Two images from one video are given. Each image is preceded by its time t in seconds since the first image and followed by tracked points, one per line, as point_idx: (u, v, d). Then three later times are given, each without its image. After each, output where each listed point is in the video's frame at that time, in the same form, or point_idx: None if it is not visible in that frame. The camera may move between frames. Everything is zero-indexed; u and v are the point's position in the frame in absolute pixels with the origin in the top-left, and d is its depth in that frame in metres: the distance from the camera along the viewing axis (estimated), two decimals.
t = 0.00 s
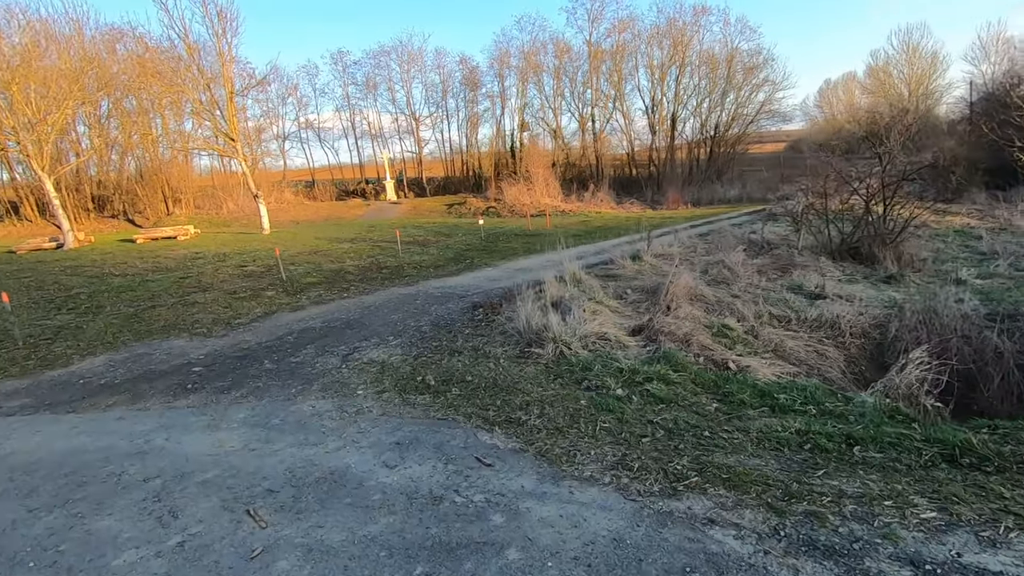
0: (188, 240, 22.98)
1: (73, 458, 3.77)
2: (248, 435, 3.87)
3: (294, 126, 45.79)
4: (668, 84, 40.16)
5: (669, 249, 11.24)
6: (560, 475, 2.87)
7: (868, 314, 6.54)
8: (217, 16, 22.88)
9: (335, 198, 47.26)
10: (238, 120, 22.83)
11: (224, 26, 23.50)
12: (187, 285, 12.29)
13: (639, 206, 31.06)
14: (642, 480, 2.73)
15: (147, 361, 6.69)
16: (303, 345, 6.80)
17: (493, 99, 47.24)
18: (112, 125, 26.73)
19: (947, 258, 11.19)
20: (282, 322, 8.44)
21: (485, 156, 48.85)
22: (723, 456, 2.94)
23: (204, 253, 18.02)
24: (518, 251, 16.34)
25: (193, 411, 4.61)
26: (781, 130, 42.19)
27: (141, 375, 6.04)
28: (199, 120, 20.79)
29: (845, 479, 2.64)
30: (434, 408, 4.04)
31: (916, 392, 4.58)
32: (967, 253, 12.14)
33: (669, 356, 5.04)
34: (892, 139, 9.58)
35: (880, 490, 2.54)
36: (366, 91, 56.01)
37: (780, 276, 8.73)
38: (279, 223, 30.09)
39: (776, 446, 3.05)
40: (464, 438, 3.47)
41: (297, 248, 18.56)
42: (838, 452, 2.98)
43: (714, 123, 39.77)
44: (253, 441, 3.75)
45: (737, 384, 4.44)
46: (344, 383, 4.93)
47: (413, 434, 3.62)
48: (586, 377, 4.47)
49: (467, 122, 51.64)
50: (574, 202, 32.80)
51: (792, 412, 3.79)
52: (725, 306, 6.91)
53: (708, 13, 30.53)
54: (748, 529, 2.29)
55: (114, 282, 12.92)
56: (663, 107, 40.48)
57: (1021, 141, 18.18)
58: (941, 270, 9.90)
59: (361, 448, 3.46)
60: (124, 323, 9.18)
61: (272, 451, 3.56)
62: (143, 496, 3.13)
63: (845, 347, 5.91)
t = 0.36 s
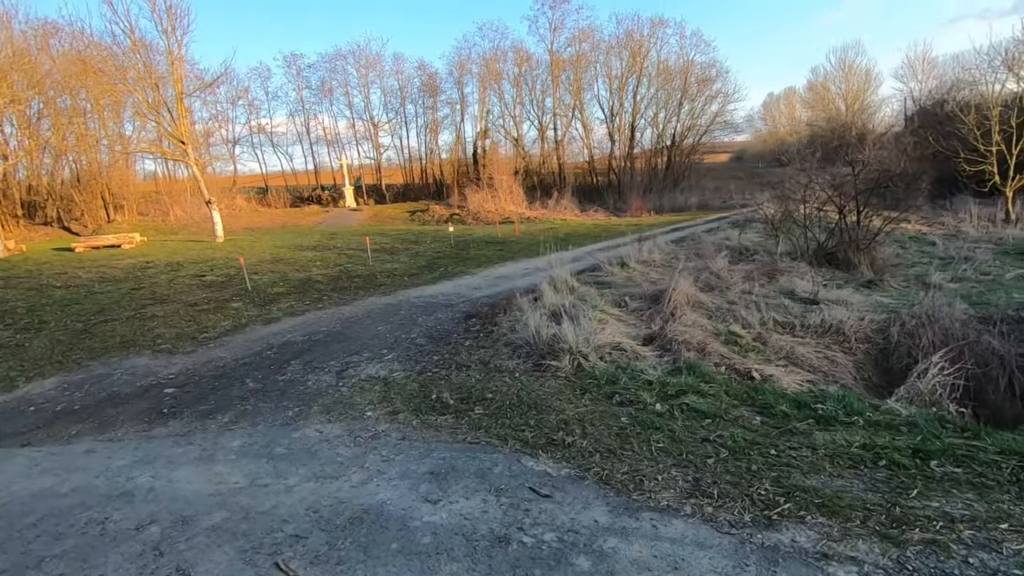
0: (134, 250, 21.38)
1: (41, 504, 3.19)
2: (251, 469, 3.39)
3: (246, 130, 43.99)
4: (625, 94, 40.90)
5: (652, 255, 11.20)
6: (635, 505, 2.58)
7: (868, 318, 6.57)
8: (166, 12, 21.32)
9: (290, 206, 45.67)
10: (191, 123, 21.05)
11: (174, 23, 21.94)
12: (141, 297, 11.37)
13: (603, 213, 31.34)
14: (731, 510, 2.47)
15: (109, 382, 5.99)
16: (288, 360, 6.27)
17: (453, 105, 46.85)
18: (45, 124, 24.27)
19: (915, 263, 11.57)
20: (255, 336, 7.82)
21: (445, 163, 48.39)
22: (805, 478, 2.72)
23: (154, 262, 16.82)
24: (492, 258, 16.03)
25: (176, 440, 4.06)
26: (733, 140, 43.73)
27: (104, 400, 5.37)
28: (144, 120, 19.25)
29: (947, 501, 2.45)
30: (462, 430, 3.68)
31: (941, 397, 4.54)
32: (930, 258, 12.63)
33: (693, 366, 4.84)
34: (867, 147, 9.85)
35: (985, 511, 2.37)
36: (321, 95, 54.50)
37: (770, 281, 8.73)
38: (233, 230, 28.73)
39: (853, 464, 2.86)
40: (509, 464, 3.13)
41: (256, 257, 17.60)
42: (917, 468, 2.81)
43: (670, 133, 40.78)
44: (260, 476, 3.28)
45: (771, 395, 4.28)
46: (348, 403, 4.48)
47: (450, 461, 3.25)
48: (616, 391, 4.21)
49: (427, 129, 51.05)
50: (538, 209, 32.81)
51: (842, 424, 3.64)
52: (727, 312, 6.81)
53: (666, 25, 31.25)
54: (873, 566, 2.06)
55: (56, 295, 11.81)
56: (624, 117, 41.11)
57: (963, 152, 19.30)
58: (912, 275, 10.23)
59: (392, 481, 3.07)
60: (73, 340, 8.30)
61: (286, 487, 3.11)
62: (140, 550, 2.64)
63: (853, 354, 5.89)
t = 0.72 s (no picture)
0: (70, 261, 19.72)
1: (11, 555, 2.70)
2: (262, 504, 2.99)
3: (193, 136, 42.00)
4: (582, 107, 41.54)
5: (631, 264, 11.19)
6: (718, 531, 2.38)
7: (860, 324, 6.66)
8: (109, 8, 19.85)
9: (239, 214, 43.84)
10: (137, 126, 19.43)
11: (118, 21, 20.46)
12: (88, 310, 10.46)
13: (565, 223, 31.54)
14: (824, 532, 2.30)
15: (67, 406, 5.36)
16: (271, 378, 5.79)
17: (412, 114, 46.31)
18: None
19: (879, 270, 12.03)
20: (227, 351, 7.22)
21: (403, 172, 47.71)
22: (883, 493, 2.59)
23: (97, 273, 15.62)
24: (463, 268, 15.74)
25: (163, 472, 3.59)
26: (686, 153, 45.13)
27: (65, 427, 4.77)
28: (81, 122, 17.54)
29: None
30: (495, 452, 3.39)
31: (953, 402, 4.58)
32: (889, 265, 13.18)
33: (714, 375, 4.71)
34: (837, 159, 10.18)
35: None
36: (273, 101, 52.80)
37: (753, 289, 8.82)
38: (180, 240, 27.17)
39: (923, 476, 2.76)
40: (560, 488, 2.88)
41: (212, 267, 16.65)
42: (988, 478, 2.75)
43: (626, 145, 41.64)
44: (275, 512, 2.89)
45: (799, 405, 4.19)
46: (354, 425, 4.10)
47: (493, 487, 2.96)
48: (647, 405, 4.02)
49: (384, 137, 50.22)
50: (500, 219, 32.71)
51: (882, 433, 3.58)
52: (724, 320, 6.77)
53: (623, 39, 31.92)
54: None
55: None
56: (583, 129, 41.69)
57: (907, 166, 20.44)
58: (880, 282, 10.60)
59: (434, 513, 2.75)
60: (14, 359, 7.48)
61: (311, 525, 2.74)
62: None
63: (853, 360, 5.93)
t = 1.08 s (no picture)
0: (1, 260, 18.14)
1: None
2: (285, 527, 2.68)
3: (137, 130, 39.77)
4: (544, 111, 41.72)
5: (612, 266, 11.18)
6: (801, 543, 2.26)
7: (849, 325, 6.79)
8: None
9: (188, 214, 41.78)
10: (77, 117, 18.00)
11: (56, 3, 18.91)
12: (30, 314, 9.56)
13: (530, 227, 31.53)
14: (910, 541, 2.21)
15: (23, 419, 4.80)
16: (257, 386, 5.37)
17: (371, 113, 45.41)
18: None
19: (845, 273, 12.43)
20: (199, 357, 6.70)
21: (363, 173, 46.67)
22: (955, 498, 2.52)
23: (36, 273, 14.44)
24: (436, 270, 15.38)
25: (156, 493, 3.20)
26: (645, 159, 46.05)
27: (25, 443, 4.25)
28: (8, 107, 15.94)
29: None
30: (532, 462, 3.18)
31: (958, 401, 4.67)
32: (853, 268, 13.67)
33: (731, 378, 4.63)
34: (811, 165, 10.47)
35: None
36: (224, 96, 50.65)
37: (737, 291, 8.91)
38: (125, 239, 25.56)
39: (982, 478, 2.72)
40: (616, 500, 2.70)
41: (165, 267, 15.69)
42: None
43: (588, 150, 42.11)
44: (302, 536, 2.58)
45: (822, 406, 4.16)
46: (366, 435, 3.80)
47: (541, 501, 2.75)
48: (674, 409, 3.89)
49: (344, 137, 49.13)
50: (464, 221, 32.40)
51: (915, 433, 3.57)
52: (719, 321, 6.77)
53: (587, 45, 32.20)
54: None
55: None
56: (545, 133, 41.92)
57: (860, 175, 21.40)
58: (849, 285, 10.95)
59: (485, 532, 2.53)
60: None
61: (348, 550, 2.45)
62: None
63: (847, 361, 6.02)
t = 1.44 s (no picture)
0: None
1: None
2: (320, 540, 2.48)
3: (79, 115, 37.40)
4: (511, 109, 41.56)
5: (594, 264, 11.18)
6: (873, 544, 2.22)
7: (836, 323, 6.98)
8: None
9: (135, 205, 39.65)
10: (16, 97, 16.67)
11: None
12: None
13: (498, 224, 31.41)
14: (979, 539, 2.21)
15: None
16: (246, 387, 5.05)
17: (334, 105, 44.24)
18: None
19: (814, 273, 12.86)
20: (174, 355, 6.29)
21: (324, 166, 45.42)
22: (1002, 493, 2.56)
23: None
24: (410, 266, 15.05)
25: (160, 505, 2.91)
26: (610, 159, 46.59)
27: None
28: None
29: None
30: (569, 464, 3.07)
31: (952, 396, 4.84)
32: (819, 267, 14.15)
33: (742, 375, 4.65)
34: (787, 168, 10.74)
35: None
36: (175, 82, 48.24)
37: (721, 288, 9.05)
38: (69, 230, 23.96)
39: (1018, 473, 2.78)
40: (670, 503, 2.61)
41: (118, 260, 14.75)
42: None
43: (554, 149, 42.25)
44: (342, 549, 2.39)
45: (834, 403, 4.22)
46: (383, 438, 3.60)
47: (592, 505, 2.64)
48: (698, 407, 3.85)
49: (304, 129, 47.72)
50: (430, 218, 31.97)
51: (932, 429, 3.65)
52: (714, 319, 6.83)
53: (554, 44, 32.20)
54: None
55: None
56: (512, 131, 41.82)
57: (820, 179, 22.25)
58: (821, 285, 11.30)
59: (541, 540, 2.39)
60: None
61: (397, 563, 2.28)
62: None
63: (839, 358, 6.18)
